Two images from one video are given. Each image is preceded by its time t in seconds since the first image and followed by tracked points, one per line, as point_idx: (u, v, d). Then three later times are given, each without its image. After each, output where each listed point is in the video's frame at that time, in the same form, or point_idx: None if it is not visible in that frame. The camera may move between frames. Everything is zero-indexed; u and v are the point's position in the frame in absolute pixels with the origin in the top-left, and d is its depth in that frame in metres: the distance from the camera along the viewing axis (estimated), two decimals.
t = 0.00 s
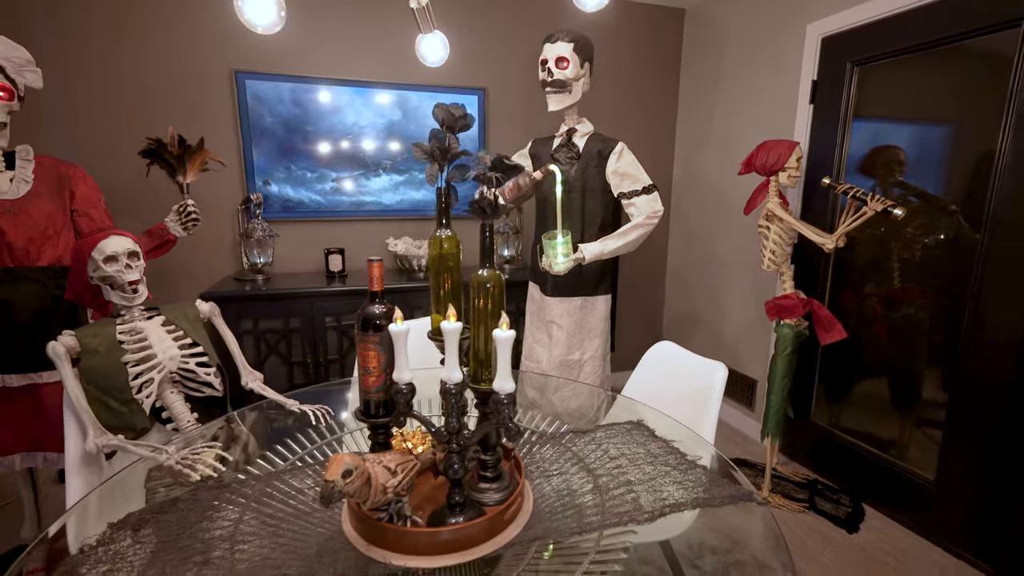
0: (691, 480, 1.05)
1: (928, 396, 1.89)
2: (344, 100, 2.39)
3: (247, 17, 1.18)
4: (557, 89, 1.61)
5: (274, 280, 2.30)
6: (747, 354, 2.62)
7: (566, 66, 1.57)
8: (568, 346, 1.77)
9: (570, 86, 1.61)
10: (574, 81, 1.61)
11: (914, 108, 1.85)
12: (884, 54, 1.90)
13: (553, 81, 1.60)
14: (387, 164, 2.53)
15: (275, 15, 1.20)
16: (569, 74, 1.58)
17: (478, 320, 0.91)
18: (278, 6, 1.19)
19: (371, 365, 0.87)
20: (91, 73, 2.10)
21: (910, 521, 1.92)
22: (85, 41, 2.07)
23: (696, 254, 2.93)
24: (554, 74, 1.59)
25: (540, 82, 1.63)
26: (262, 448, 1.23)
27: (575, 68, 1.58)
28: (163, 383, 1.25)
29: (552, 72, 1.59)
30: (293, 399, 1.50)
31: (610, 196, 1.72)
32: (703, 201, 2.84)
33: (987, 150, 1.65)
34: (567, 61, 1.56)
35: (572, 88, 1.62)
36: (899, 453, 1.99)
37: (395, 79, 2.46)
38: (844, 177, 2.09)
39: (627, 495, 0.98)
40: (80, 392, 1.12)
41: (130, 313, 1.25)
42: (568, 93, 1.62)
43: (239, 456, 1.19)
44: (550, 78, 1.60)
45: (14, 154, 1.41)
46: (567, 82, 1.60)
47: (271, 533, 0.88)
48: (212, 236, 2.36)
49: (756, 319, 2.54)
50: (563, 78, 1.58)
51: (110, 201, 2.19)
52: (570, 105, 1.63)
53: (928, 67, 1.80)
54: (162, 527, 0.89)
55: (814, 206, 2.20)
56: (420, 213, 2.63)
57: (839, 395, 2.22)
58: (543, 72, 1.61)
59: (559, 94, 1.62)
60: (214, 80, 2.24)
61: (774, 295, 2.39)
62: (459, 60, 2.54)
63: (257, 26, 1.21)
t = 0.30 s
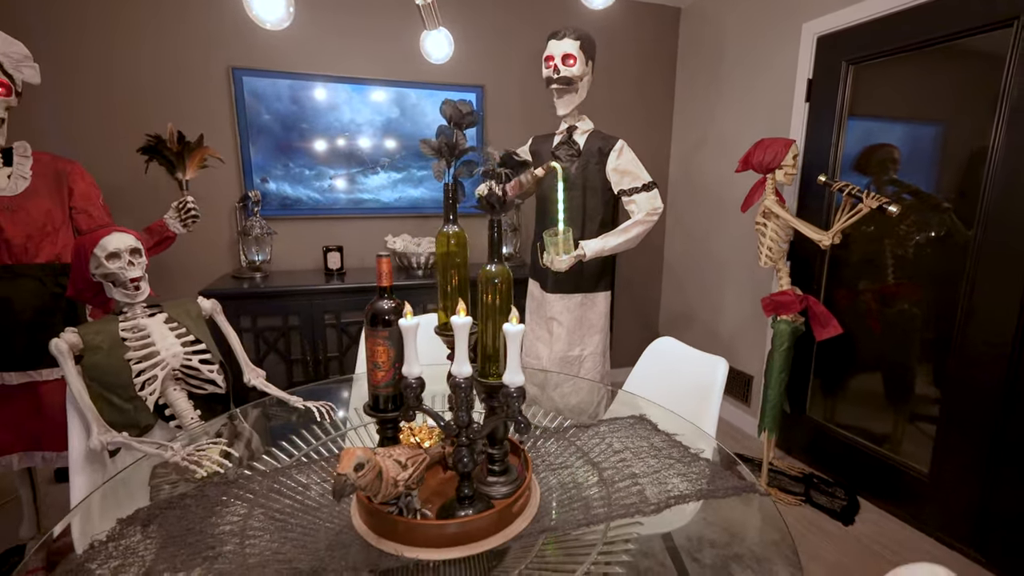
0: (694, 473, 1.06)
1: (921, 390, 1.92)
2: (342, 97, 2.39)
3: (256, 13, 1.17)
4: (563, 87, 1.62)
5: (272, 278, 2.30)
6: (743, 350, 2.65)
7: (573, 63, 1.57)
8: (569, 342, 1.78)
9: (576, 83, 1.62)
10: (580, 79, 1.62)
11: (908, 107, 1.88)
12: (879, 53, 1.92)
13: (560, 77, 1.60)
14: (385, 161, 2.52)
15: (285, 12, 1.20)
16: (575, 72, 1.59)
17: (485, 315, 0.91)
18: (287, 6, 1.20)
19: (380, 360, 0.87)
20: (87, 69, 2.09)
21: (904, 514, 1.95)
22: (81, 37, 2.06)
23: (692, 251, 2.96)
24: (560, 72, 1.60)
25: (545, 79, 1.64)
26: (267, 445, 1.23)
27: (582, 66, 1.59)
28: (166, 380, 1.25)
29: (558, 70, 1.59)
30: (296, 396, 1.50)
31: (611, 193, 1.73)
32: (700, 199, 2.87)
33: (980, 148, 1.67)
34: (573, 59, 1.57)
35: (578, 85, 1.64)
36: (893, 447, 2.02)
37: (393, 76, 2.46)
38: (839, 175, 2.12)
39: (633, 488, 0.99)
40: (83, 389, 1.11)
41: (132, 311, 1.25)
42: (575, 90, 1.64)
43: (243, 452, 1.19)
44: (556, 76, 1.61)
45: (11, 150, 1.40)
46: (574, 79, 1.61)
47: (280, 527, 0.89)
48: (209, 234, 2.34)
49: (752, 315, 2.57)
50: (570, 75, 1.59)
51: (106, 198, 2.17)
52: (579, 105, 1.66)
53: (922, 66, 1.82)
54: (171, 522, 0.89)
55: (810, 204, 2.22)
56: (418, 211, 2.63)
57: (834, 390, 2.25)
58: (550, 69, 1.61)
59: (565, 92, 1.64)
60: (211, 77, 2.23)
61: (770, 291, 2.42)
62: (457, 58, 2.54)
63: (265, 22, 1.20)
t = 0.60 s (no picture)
0: (699, 467, 1.08)
1: (914, 385, 1.95)
2: (339, 95, 2.38)
3: (266, 10, 1.18)
4: (566, 84, 1.63)
5: (270, 276, 2.29)
6: (739, 346, 2.67)
7: (576, 61, 1.58)
8: (570, 339, 1.80)
9: (580, 81, 1.63)
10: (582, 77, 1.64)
11: (902, 106, 1.91)
12: (874, 52, 1.95)
13: (564, 76, 1.61)
14: (383, 159, 2.52)
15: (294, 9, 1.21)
16: (578, 69, 1.60)
17: (496, 312, 0.92)
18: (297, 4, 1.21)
19: (391, 357, 0.88)
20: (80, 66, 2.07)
21: (898, 507, 1.99)
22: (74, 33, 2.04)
23: (689, 249, 2.98)
24: (563, 69, 1.60)
25: (548, 77, 1.64)
26: (272, 443, 1.23)
27: (585, 63, 1.60)
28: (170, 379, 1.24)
29: (562, 67, 1.60)
30: (299, 394, 1.50)
31: (611, 190, 1.74)
32: (696, 197, 2.89)
33: (973, 146, 1.70)
34: (577, 56, 1.58)
35: (581, 84, 1.65)
36: (887, 441, 2.06)
37: (391, 73, 2.45)
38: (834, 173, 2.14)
39: (641, 482, 1.00)
40: (87, 388, 1.10)
41: (135, 310, 1.24)
42: (577, 88, 1.65)
43: (250, 450, 1.19)
44: (560, 73, 1.62)
45: (8, 148, 1.38)
46: (577, 78, 1.62)
47: (291, 525, 0.89)
48: (206, 232, 2.33)
49: (748, 312, 2.59)
50: (574, 73, 1.60)
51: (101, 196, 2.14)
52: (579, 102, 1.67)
53: (916, 66, 1.85)
54: (180, 521, 0.89)
55: (806, 201, 2.25)
56: (416, 209, 2.63)
57: (829, 385, 2.28)
58: (553, 67, 1.62)
59: (568, 90, 1.65)
60: (207, 74, 2.20)
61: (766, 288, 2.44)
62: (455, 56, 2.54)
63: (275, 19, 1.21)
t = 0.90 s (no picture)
0: (707, 462, 1.09)
1: (909, 380, 1.99)
2: (338, 92, 2.37)
3: (281, 8, 1.21)
4: (569, 82, 1.64)
5: (269, 274, 2.27)
6: (736, 343, 2.70)
7: (580, 59, 1.59)
8: (573, 336, 1.81)
9: (583, 79, 1.64)
10: (585, 75, 1.64)
11: (898, 104, 1.93)
12: (870, 51, 1.97)
13: (567, 73, 1.61)
14: (382, 156, 2.51)
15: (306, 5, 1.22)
16: (582, 67, 1.60)
17: (509, 311, 0.92)
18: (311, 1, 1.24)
19: (405, 354, 0.88)
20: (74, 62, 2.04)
21: (893, 500, 2.03)
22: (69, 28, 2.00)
23: (686, 246, 3.00)
24: (567, 67, 1.61)
25: (551, 74, 1.65)
26: (281, 441, 1.23)
27: (588, 61, 1.60)
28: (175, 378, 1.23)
29: (565, 65, 1.60)
30: (304, 392, 1.50)
31: (614, 187, 1.76)
32: (693, 194, 2.91)
33: (968, 145, 1.73)
34: (580, 54, 1.59)
35: (584, 81, 1.65)
36: (883, 435, 2.09)
37: (391, 70, 2.45)
38: (831, 170, 2.17)
39: (651, 476, 1.02)
40: (92, 387, 1.09)
41: (139, 308, 1.22)
42: (580, 86, 1.65)
43: (258, 449, 1.19)
44: (563, 71, 1.62)
45: (6, 144, 1.35)
46: (580, 75, 1.63)
47: (304, 523, 0.89)
48: (204, 230, 2.30)
49: (745, 308, 2.62)
50: (577, 71, 1.60)
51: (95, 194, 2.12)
52: (581, 100, 1.68)
53: (912, 65, 1.88)
54: (191, 519, 0.89)
55: (803, 198, 2.27)
56: (415, 206, 2.63)
57: (825, 380, 2.31)
58: (556, 64, 1.62)
59: (571, 87, 1.65)
60: (204, 70, 2.18)
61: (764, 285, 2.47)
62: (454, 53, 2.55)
63: (288, 16, 1.23)
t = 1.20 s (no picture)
0: (714, 457, 1.11)
1: (902, 375, 2.02)
2: (335, 88, 2.36)
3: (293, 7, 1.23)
4: (571, 81, 1.64)
5: (267, 273, 2.26)
6: (731, 339, 2.73)
7: (581, 57, 1.59)
8: (574, 333, 1.82)
9: (584, 78, 1.64)
10: (586, 73, 1.64)
11: (891, 104, 1.96)
12: (865, 51, 2.00)
13: (568, 72, 1.61)
14: (379, 154, 2.50)
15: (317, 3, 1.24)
16: (583, 66, 1.61)
17: (520, 308, 0.93)
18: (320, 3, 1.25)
19: (418, 352, 0.88)
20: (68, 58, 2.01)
21: (887, 492, 2.07)
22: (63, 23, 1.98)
23: (682, 243, 3.02)
24: (568, 65, 1.61)
25: (552, 72, 1.65)
26: (288, 439, 1.23)
27: (589, 59, 1.61)
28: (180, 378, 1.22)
29: (567, 63, 1.61)
30: (309, 390, 1.49)
31: (614, 185, 1.77)
32: (689, 192, 2.93)
33: (961, 144, 1.76)
34: (581, 53, 1.59)
35: (584, 80, 1.65)
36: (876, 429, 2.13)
37: (388, 68, 2.44)
38: (826, 168, 2.20)
39: (659, 471, 1.03)
40: (97, 387, 1.08)
41: (142, 307, 1.21)
42: (580, 85, 1.66)
43: (266, 447, 1.19)
44: (564, 69, 1.62)
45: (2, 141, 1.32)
46: (581, 74, 1.63)
47: (315, 521, 0.89)
48: (199, 228, 2.28)
49: (741, 305, 2.64)
50: (578, 69, 1.61)
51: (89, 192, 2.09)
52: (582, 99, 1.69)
53: (905, 65, 1.91)
54: (200, 520, 0.89)
55: (798, 196, 2.30)
56: (413, 204, 2.62)
57: (820, 376, 2.34)
58: (557, 62, 1.62)
59: (571, 86, 1.66)
60: (200, 67, 2.16)
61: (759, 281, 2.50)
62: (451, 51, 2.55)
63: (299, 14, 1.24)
